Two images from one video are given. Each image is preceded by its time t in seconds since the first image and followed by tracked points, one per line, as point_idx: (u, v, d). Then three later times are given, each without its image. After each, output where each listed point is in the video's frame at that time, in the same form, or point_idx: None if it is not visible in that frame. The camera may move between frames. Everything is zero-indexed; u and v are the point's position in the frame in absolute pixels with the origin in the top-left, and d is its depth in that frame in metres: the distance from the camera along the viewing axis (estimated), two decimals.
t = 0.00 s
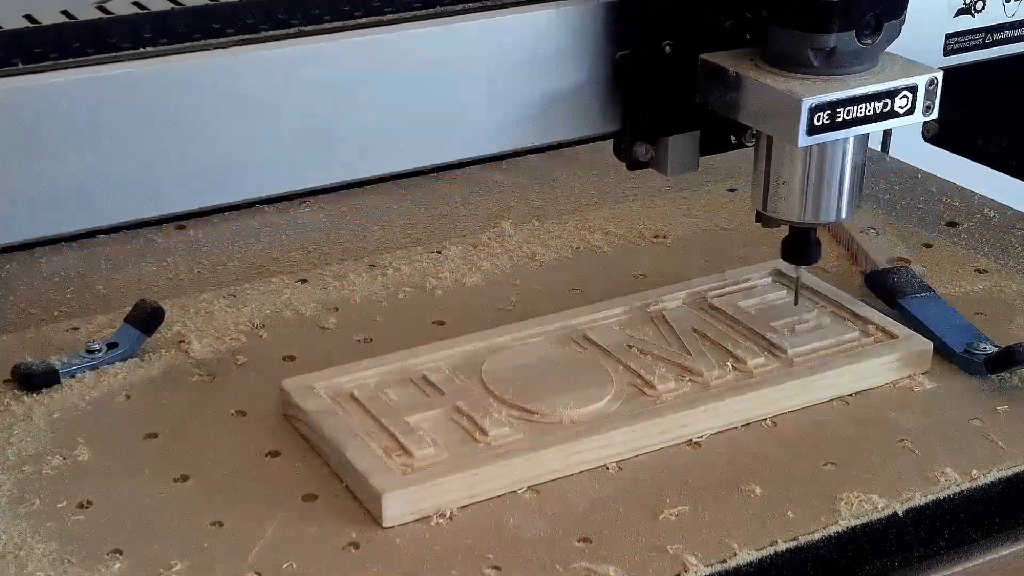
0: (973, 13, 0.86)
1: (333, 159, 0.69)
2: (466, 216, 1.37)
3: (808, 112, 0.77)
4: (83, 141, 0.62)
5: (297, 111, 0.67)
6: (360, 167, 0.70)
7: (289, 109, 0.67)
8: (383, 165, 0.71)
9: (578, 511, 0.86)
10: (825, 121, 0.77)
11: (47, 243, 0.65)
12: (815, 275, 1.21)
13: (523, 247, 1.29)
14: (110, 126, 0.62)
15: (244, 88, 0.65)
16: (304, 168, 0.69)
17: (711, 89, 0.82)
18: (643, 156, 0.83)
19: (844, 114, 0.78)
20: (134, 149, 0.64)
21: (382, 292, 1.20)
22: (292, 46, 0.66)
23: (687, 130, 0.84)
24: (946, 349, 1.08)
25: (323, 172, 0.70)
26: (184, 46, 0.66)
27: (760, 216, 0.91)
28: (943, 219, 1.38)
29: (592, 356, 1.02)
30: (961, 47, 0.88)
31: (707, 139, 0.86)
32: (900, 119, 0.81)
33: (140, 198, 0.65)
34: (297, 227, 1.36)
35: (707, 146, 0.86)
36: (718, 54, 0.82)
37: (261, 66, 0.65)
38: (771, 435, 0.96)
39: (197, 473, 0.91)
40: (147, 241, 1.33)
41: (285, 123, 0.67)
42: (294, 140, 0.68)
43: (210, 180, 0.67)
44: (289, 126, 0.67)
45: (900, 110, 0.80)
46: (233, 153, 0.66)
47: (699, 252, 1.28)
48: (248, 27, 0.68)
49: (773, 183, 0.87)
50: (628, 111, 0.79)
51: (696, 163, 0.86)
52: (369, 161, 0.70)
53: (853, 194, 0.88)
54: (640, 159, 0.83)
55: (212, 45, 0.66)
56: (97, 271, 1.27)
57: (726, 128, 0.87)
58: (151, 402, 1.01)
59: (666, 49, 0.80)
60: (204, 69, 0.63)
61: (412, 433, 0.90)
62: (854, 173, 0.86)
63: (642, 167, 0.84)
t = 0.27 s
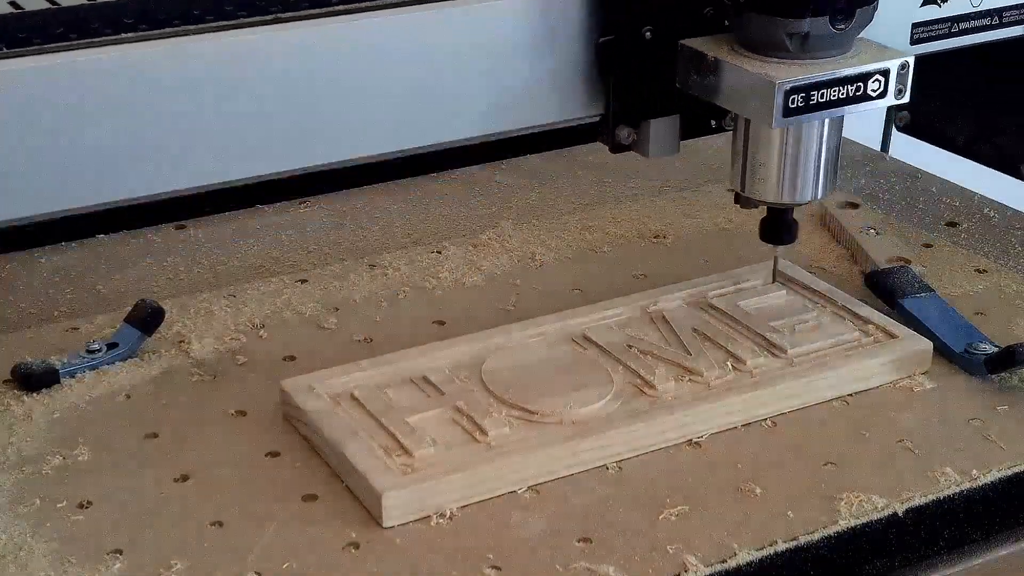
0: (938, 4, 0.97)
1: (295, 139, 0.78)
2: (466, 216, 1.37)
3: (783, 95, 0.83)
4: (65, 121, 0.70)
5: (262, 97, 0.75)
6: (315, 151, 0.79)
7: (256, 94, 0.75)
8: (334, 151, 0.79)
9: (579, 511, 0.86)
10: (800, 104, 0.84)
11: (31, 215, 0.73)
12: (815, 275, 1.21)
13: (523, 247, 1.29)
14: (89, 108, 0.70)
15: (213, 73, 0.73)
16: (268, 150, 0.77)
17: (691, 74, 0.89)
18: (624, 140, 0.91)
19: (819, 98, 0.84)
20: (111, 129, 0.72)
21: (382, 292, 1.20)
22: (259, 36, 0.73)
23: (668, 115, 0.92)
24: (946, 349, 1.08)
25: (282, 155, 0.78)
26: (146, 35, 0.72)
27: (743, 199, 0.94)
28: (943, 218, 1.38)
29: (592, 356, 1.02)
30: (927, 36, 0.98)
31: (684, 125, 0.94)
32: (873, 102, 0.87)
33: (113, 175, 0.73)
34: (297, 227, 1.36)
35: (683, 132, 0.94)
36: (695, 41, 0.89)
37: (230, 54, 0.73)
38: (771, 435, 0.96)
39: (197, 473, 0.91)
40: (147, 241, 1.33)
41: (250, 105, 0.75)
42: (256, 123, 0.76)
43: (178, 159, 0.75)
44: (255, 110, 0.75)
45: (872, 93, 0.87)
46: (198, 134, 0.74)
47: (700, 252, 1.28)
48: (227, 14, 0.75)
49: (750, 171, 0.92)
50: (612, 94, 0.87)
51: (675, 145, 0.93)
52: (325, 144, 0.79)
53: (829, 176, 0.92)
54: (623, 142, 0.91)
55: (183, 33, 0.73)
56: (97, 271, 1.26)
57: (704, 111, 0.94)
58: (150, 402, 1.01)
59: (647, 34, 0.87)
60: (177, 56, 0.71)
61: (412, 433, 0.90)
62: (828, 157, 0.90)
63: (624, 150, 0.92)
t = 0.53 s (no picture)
0: (984, 17, 0.89)
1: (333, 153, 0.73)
2: (466, 216, 1.37)
3: (743, 134, 0.75)
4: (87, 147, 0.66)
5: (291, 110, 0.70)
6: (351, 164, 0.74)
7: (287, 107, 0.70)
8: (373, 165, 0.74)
9: (579, 511, 0.86)
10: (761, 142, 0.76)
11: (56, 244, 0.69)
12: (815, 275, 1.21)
13: (523, 247, 1.29)
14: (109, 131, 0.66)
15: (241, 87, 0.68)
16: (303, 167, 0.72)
17: (648, 108, 0.81)
18: (582, 177, 0.83)
19: (780, 136, 0.76)
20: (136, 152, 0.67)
21: (382, 292, 1.20)
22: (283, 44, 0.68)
23: (623, 143, 0.83)
24: (945, 349, 1.08)
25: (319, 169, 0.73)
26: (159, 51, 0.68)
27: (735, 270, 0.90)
28: (943, 218, 1.38)
29: (592, 356, 1.02)
30: (973, 52, 0.91)
31: (647, 160, 0.86)
32: (840, 141, 0.80)
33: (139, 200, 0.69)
34: (297, 227, 1.36)
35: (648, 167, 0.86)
36: (651, 73, 0.81)
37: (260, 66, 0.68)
38: (771, 435, 0.96)
39: (197, 473, 0.91)
40: (147, 241, 1.33)
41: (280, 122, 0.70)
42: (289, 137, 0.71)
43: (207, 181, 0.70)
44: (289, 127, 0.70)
45: (840, 130, 0.79)
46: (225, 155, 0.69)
47: (700, 252, 1.28)
48: (253, 32, 0.70)
49: (711, 208, 0.85)
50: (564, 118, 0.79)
51: (634, 182, 0.85)
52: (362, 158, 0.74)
53: (796, 216, 0.85)
54: (579, 180, 0.83)
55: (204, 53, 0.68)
56: (97, 271, 1.26)
57: (654, 146, 0.85)
58: (151, 402, 1.01)
59: (603, 66, 0.79)
60: (205, 73, 0.67)
61: (412, 433, 0.90)
62: (794, 195, 0.83)
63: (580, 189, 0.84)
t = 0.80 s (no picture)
0: None
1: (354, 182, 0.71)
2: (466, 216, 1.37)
3: (648, 161, 0.68)
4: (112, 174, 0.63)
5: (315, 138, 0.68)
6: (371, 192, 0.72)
7: (309, 133, 0.68)
8: (392, 193, 0.72)
9: (579, 511, 0.86)
10: (672, 170, 0.69)
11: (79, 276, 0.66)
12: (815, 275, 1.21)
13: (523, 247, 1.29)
14: (137, 157, 0.64)
15: (268, 114, 0.66)
16: (325, 196, 0.70)
17: (551, 129, 0.75)
18: (483, 229, 0.77)
19: (689, 162, 0.70)
20: (161, 180, 0.65)
21: (382, 292, 1.20)
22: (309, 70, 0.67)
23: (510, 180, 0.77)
24: (945, 349, 1.08)
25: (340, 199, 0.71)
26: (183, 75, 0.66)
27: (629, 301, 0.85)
28: (943, 218, 1.38)
29: (592, 356, 1.02)
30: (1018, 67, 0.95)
31: (555, 197, 0.80)
32: (754, 168, 0.72)
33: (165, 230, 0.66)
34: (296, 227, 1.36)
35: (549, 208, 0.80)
36: (557, 93, 0.75)
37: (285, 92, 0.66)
38: (771, 435, 0.96)
39: (197, 473, 0.91)
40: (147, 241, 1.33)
41: (305, 149, 0.68)
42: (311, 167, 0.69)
43: (231, 210, 0.67)
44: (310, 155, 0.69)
45: (755, 157, 0.72)
46: (247, 182, 0.67)
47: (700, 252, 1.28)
48: (284, 52, 0.70)
49: (620, 242, 0.78)
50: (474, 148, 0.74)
51: (541, 230, 0.79)
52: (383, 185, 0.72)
53: (720, 249, 0.79)
54: (479, 232, 0.77)
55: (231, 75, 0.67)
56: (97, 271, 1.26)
57: (584, 181, 0.80)
58: (151, 402, 1.01)
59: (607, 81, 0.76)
60: (233, 96, 0.65)
61: (412, 433, 0.90)
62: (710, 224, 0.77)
63: (483, 240, 0.79)
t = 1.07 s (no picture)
0: (1006, 24, 0.93)
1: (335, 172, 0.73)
2: (466, 216, 1.37)
3: (655, 165, 0.69)
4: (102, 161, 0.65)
5: (298, 128, 0.70)
6: (355, 182, 0.74)
7: (292, 124, 0.70)
8: (374, 182, 0.74)
9: (579, 511, 0.86)
10: (677, 174, 0.70)
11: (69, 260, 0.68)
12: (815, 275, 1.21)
13: (523, 247, 1.29)
14: (123, 145, 0.66)
15: (252, 104, 0.68)
16: (309, 185, 0.72)
17: (562, 138, 0.77)
18: (495, 209, 0.80)
19: (695, 168, 0.71)
20: (149, 167, 0.67)
21: (382, 292, 1.20)
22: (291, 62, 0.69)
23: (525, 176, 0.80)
24: (945, 349, 1.08)
25: (323, 189, 0.73)
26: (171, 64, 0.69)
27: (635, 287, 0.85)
28: (943, 219, 1.38)
29: (592, 356, 1.02)
30: (994, 58, 0.95)
31: (562, 192, 0.83)
32: (760, 174, 0.73)
33: (152, 215, 0.68)
34: (296, 227, 1.36)
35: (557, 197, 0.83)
36: (567, 102, 0.77)
37: (269, 84, 0.68)
38: (771, 435, 0.96)
39: (197, 473, 0.91)
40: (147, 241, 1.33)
41: (289, 139, 0.70)
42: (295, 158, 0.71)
43: (218, 196, 0.70)
44: (294, 145, 0.71)
45: (760, 162, 0.73)
46: (236, 163, 0.69)
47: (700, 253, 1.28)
48: (268, 41, 0.73)
49: (628, 246, 0.79)
50: (488, 151, 0.77)
51: (550, 214, 0.82)
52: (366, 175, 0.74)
53: (724, 251, 0.80)
54: (493, 212, 0.80)
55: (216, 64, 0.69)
56: (97, 271, 1.26)
57: (584, 181, 0.84)
58: (151, 402, 1.01)
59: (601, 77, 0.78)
60: (219, 83, 0.67)
61: (412, 433, 0.90)
62: (714, 227, 0.78)
63: (494, 220, 0.81)
